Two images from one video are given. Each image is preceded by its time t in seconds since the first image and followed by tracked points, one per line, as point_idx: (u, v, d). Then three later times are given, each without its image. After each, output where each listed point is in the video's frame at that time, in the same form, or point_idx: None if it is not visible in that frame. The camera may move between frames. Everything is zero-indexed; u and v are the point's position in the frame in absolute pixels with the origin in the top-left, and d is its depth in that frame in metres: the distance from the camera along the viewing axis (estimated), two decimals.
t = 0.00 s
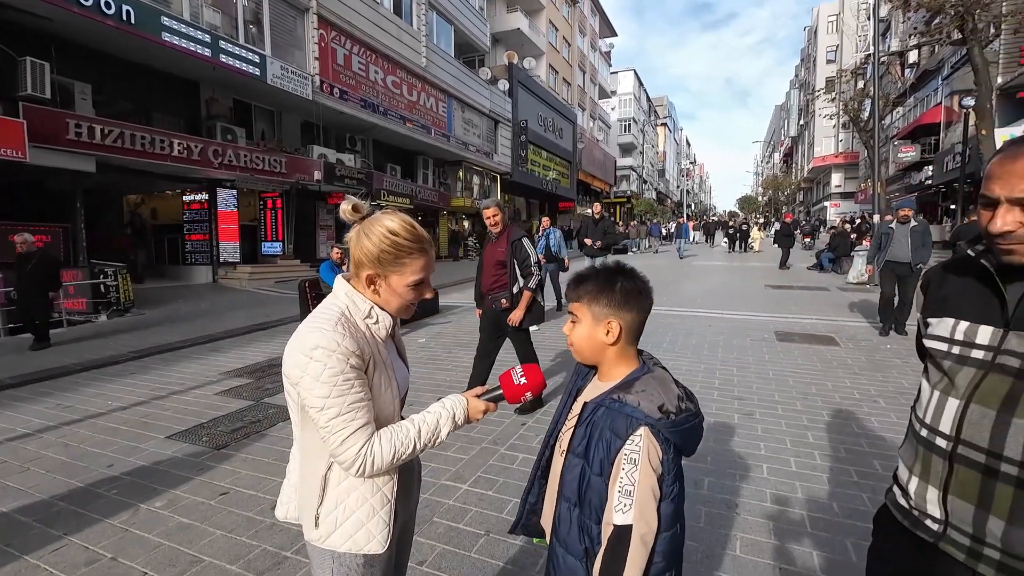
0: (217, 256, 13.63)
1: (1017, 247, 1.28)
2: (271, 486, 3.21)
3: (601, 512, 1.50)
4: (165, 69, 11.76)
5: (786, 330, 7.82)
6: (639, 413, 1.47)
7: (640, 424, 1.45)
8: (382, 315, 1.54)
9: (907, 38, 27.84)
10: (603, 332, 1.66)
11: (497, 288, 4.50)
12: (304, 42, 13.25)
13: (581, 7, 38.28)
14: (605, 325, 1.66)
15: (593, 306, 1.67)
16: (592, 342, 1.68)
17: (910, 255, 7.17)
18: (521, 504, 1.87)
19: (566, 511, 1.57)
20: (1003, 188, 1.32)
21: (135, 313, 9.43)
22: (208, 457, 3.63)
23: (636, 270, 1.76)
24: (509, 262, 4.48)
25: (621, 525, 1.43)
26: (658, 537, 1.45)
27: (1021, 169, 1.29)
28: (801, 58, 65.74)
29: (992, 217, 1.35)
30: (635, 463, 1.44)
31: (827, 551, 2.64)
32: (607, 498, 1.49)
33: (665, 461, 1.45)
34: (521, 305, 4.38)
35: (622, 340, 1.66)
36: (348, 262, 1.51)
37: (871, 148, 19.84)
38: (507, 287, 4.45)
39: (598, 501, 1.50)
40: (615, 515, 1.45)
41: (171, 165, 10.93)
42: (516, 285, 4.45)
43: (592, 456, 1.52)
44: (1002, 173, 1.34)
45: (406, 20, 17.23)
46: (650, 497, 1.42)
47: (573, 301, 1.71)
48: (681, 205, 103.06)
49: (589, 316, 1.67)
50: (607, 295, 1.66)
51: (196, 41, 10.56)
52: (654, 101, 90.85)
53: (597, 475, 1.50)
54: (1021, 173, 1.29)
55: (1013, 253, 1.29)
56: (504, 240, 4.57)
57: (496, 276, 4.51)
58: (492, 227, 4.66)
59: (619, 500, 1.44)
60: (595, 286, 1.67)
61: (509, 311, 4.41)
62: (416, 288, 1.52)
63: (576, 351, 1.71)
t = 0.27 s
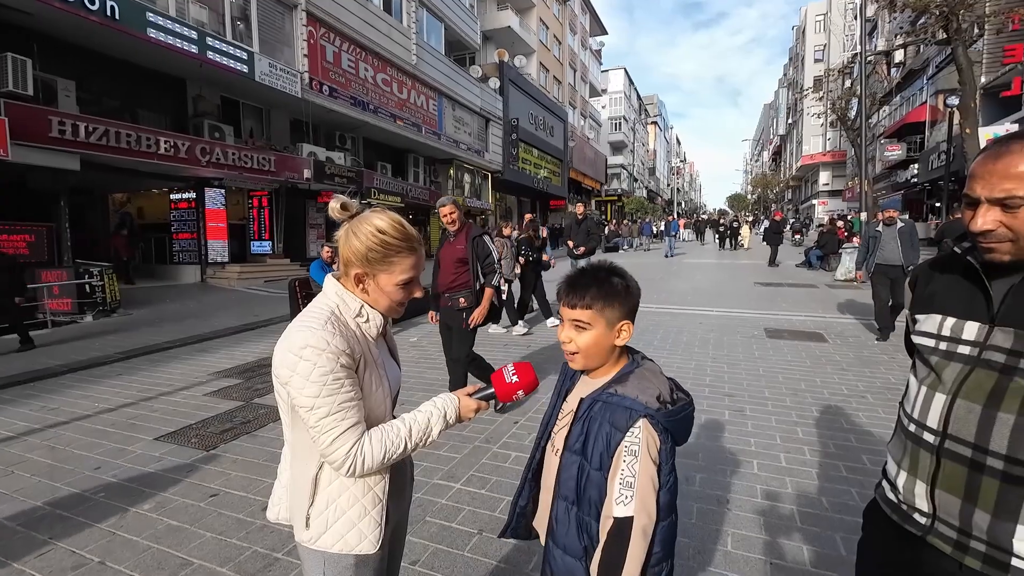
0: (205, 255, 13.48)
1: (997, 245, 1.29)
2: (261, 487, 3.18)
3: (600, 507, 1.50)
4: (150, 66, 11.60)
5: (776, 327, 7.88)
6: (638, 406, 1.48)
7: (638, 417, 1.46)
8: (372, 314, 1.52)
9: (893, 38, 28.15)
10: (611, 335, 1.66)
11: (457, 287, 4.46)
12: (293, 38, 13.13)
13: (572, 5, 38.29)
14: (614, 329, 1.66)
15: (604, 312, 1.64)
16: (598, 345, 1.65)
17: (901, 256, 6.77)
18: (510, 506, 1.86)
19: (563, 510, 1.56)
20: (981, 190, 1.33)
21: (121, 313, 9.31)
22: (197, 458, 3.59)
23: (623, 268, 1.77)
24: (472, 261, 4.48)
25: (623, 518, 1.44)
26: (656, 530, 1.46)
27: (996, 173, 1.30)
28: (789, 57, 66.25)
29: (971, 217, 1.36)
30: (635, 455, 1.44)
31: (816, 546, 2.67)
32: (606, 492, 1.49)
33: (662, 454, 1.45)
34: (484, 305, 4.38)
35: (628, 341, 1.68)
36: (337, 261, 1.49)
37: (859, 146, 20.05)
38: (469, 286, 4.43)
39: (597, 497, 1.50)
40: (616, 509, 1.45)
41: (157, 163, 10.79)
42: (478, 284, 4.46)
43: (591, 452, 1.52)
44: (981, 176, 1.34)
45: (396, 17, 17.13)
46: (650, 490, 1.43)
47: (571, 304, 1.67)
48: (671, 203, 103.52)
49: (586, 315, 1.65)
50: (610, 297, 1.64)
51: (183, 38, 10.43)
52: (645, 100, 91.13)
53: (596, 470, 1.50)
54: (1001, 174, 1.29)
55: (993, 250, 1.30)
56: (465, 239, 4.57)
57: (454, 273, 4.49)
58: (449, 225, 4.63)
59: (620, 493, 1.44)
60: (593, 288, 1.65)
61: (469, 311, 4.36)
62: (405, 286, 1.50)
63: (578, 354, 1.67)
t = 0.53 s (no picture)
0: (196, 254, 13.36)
1: (987, 242, 1.31)
2: (254, 487, 3.16)
3: (605, 505, 1.50)
4: (139, 63, 11.47)
5: (768, 324, 7.92)
6: (639, 402, 1.48)
7: (641, 415, 1.46)
8: (365, 313, 1.51)
9: (883, 36, 28.36)
10: (602, 333, 1.65)
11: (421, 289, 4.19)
12: (283, 35, 13.03)
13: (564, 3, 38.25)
14: (603, 327, 1.65)
15: (592, 311, 1.63)
16: (590, 344, 1.64)
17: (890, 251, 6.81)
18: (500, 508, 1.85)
19: (564, 511, 1.56)
20: (971, 188, 1.33)
21: (111, 313, 9.22)
22: (189, 459, 3.56)
23: (609, 265, 1.76)
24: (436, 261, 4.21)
25: (631, 515, 1.44)
26: (661, 521, 1.48)
27: (986, 172, 1.31)
28: (780, 56, 66.59)
29: (961, 215, 1.36)
30: (640, 451, 1.45)
31: (809, 540, 2.68)
32: (611, 491, 1.49)
33: (663, 447, 1.46)
34: (449, 308, 4.16)
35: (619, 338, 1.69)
36: (329, 260, 1.48)
37: (849, 144, 20.18)
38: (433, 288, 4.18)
39: (602, 495, 1.50)
40: (624, 506, 1.46)
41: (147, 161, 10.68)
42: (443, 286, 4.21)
43: (593, 451, 1.52)
44: (970, 174, 1.35)
45: (387, 14, 17.03)
46: (655, 484, 1.44)
47: (560, 305, 1.65)
48: (664, 201, 103.84)
49: (573, 316, 1.64)
50: (598, 296, 1.64)
51: (172, 34, 10.32)
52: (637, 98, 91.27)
53: (600, 469, 1.50)
54: (992, 172, 1.29)
55: (983, 248, 1.32)
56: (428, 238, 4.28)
57: (419, 274, 4.26)
58: (411, 225, 4.34)
59: (628, 490, 1.45)
60: (579, 287, 1.64)
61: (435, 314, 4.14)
62: (396, 285, 1.48)
63: (568, 355, 1.66)
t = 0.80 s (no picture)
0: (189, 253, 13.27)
1: (980, 240, 1.31)
2: (248, 488, 3.14)
3: (600, 508, 1.50)
4: (130, 60, 11.37)
5: (762, 322, 7.95)
6: (635, 405, 1.47)
7: (637, 417, 1.45)
8: (358, 312, 1.50)
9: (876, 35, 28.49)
10: (578, 328, 1.63)
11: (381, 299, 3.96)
12: (277, 32, 12.95)
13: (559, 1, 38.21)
14: (579, 321, 1.63)
15: (566, 305, 1.63)
16: (568, 341, 1.64)
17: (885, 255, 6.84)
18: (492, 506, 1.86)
19: (560, 513, 1.55)
20: (962, 188, 1.34)
21: (103, 312, 9.15)
22: (182, 459, 3.53)
23: (599, 264, 1.75)
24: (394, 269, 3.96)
25: (627, 518, 1.44)
26: (656, 525, 1.47)
27: (978, 171, 1.31)
28: (774, 54, 66.81)
29: (952, 216, 1.37)
30: (636, 454, 1.45)
31: (803, 537, 2.69)
32: (607, 494, 1.49)
33: (656, 449, 1.47)
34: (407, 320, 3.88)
35: (599, 334, 1.65)
36: (322, 259, 1.47)
37: (843, 142, 20.30)
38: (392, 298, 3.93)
39: (597, 497, 1.50)
40: (620, 509, 1.45)
41: (138, 159, 10.60)
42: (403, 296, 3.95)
43: (588, 454, 1.51)
44: (962, 173, 1.35)
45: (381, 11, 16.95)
46: (650, 486, 1.44)
47: (542, 302, 1.66)
48: (659, 199, 104.08)
49: (551, 312, 1.64)
50: (575, 291, 1.63)
51: (163, 31, 10.23)
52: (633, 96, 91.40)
53: (595, 471, 1.49)
54: (983, 171, 1.29)
55: (975, 245, 1.32)
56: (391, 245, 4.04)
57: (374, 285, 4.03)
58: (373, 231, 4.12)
59: (623, 493, 1.44)
60: (556, 282, 1.65)
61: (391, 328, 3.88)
62: (391, 284, 1.47)
63: (551, 351, 1.66)
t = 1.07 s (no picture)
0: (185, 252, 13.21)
1: (977, 245, 1.32)
2: (245, 487, 3.13)
3: (586, 506, 1.50)
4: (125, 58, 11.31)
5: (759, 320, 7.97)
6: (624, 407, 1.47)
7: (625, 419, 1.45)
8: (357, 311, 1.49)
9: (871, 35, 28.61)
10: (569, 324, 1.64)
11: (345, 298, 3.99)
12: (273, 31, 12.90)
13: None
14: (569, 317, 1.64)
15: (563, 304, 1.64)
16: (563, 338, 1.65)
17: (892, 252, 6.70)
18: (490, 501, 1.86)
19: (548, 509, 1.56)
20: (958, 194, 1.34)
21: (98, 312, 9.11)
22: (180, 459, 3.52)
23: (599, 264, 1.75)
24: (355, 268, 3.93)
25: (610, 519, 1.44)
26: (641, 526, 1.47)
27: (972, 178, 1.30)
28: (770, 54, 66.98)
29: (950, 220, 1.37)
30: (622, 456, 1.44)
31: (801, 534, 2.70)
32: (593, 493, 1.49)
33: (646, 453, 1.46)
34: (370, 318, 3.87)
35: (597, 334, 1.65)
36: (321, 258, 1.46)
37: (838, 142, 20.40)
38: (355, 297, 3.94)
39: (583, 497, 1.49)
40: (604, 509, 1.45)
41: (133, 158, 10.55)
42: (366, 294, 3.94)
43: (577, 452, 1.51)
44: (957, 179, 1.34)
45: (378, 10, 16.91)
46: (635, 489, 1.44)
47: (542, 300, 1.67)
48: (655, 198, 104.21)
49: (551, 311, 1.65)
50: (571, 288, 1.64)
51: (158, 29, 10.18)
52: (629, 95, 91.43)
53: (582, 471, 1.49)
54: (976, 177, 1.29)
55: (973, 250, 1.33)
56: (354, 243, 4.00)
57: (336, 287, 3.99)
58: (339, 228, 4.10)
59: (607, 493, 1.44)
60: (554, 280, 1.66)
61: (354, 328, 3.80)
62: (390, 284, 1.47)
63: (550, 349, 1.67)
